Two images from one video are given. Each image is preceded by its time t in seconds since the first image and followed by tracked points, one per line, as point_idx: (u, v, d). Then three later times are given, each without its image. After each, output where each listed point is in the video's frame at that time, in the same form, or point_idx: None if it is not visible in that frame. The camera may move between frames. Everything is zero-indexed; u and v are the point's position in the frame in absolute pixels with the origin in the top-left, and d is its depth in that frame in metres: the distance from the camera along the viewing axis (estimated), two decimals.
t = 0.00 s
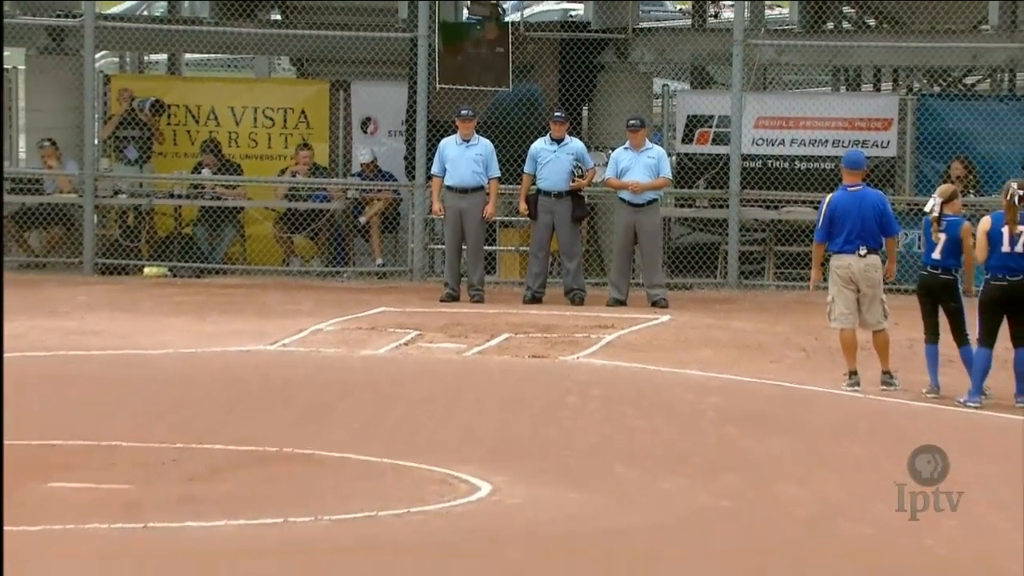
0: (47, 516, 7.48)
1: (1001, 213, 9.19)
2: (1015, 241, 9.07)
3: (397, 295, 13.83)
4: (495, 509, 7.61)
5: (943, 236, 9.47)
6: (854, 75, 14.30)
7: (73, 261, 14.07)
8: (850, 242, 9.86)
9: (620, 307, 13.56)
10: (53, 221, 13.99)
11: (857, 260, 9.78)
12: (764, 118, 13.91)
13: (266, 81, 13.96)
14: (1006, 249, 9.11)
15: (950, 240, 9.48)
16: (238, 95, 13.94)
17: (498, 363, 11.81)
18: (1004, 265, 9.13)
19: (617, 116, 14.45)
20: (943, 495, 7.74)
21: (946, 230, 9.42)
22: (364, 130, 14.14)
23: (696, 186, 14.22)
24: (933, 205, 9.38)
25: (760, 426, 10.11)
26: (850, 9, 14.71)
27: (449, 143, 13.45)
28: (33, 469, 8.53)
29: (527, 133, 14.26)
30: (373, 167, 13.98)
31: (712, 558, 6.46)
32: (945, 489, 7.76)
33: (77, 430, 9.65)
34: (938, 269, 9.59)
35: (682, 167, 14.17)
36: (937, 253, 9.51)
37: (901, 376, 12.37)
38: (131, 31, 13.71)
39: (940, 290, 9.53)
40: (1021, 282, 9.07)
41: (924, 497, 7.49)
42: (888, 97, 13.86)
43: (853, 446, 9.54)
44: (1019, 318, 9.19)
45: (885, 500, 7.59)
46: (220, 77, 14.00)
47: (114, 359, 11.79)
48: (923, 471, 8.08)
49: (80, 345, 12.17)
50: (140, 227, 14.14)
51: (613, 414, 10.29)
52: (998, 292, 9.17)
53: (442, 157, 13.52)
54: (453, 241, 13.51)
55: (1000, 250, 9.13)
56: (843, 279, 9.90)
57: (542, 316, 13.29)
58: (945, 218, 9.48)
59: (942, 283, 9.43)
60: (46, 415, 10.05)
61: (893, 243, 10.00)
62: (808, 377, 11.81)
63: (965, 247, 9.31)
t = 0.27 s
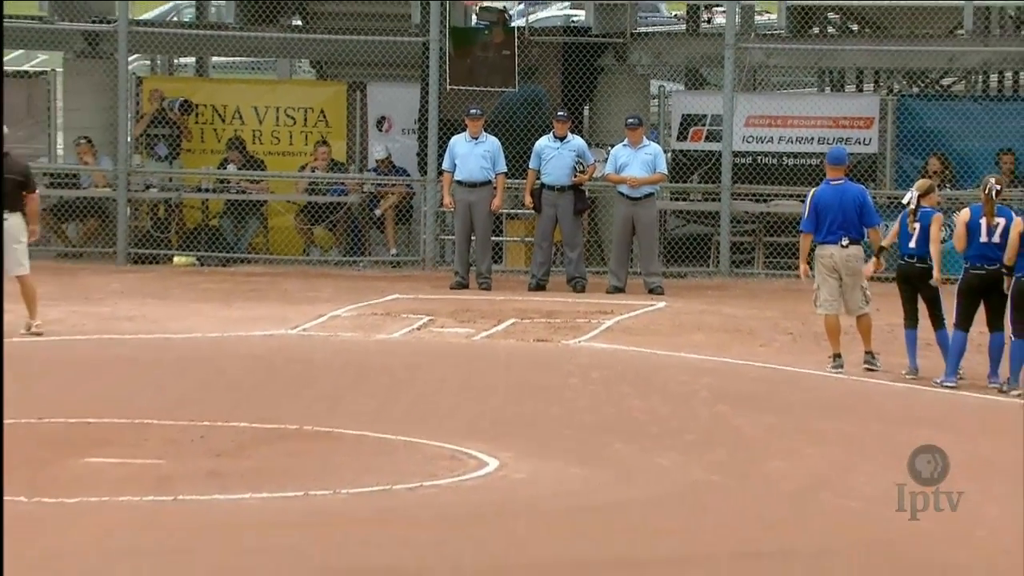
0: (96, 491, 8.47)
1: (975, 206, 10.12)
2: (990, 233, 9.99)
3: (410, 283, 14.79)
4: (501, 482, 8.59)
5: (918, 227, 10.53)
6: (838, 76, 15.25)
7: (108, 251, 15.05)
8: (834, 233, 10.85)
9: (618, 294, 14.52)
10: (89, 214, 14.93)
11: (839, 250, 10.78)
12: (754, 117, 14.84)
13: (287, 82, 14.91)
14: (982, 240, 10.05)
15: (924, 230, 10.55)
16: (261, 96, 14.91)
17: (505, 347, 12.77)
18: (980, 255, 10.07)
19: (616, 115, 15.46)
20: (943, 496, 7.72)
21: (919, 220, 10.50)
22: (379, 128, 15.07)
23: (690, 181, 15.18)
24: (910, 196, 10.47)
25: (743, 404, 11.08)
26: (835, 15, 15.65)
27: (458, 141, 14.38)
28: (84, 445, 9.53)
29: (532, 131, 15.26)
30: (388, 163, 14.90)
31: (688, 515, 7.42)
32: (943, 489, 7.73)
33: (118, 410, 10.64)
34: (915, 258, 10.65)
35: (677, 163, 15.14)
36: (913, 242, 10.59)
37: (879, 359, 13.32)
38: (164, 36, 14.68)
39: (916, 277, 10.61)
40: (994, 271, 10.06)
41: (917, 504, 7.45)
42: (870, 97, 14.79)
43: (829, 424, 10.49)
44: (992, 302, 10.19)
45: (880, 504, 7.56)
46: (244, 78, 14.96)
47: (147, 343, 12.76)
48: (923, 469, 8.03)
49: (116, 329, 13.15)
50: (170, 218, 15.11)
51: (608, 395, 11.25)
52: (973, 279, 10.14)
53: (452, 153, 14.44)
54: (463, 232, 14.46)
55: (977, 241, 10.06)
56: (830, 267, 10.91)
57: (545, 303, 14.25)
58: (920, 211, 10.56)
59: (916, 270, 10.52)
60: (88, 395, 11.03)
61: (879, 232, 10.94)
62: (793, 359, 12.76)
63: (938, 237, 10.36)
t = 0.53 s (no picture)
0: (142, 467, 9.41)
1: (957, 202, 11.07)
2: (971, 228, 10.95)
3: (421, 274, 15.72)
4: (508, 461, 9.51)
5: (903, 220, 11.45)
6: (826, 80, 16.18)
7: (139, 244, 16.00)
8: (822, 229, 11.79)
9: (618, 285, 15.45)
10: (120, 209, 15.88)
11: (826, 245, 11.78)
12: (746, 118, 15.76)
13: (306, 86, 15.85)
14: (963, 235, 11.02)
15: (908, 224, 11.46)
16: (283, 98, 15.83)
17: (511, 335, 13.70)
18: (961, 248, 11.05)
19: (617, 116, 16.41)
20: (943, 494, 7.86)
21: (904, 215, 11.42)
22: (393, 129, 16.00)
23: (686, 179, 16.09)
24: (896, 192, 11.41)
25: (732, 388, 12.00)
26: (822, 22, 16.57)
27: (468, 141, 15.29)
28: (125, 425, 10.47)
29: (537, 132, 16.17)
30: (401, 162, 15.84)
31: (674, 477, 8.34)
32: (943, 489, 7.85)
33: (154, 392, 11.58)
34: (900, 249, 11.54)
35: (674, 162, 16.05)
36: (897, 235, 11.49)
37: (863, 346, 14.25)
38: (192, 42, 15.72)
39: (902, 267, 11.47)
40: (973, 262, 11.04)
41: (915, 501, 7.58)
42: (855, 99, 15.72)
43: (810, 405, 11.42)
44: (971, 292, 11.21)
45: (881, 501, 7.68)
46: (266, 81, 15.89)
47: (175, 331, 13.70)
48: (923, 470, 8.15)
49: (147, 318, 14.10)
50: (197, 214, 16.04)
51: (606, 379, 12.18)
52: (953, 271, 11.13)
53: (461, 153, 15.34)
54: (472, 226, 15.38)
55: (959, 235, 11.02)
56: (819, 262, 11.87)
57: (549, 294, 15.18)
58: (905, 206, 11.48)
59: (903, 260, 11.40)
60: (125, 380, 11.98)
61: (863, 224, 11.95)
62: (782, 346, 13.70)
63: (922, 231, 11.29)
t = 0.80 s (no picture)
0: (182, 440, 10.39)
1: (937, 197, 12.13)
2: (949, 221, 12.01)
3: (434, 265, 16.70)
4: (515, 438, 10.46)
5: (894, 215, 12.44)
6: (814, 82, 17.17)
7: (167, 237, 17.01)
8: (810, 223, 12.80)
9: (619, 275, 16.42)
10: (151, 204, 16.95)
11: (814, 237, 12.78)
12: (740, 118, 16.74)
13: (325, 88, 16.82)
14: (942, 227, 12.07)
15: (899, 218, 12.45)
16: (302, 100, 16.81)
17: (518, 323, 14.66)
18: (941, 239, 12.12)
19: (618, 117, 17.37)
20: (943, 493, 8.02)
21: (895, 210, 12.39)
22: (406, 128, 16.97)
23: (683, 175, 17.06)
24: (888, 188, 12.35)
25: (724, 373, 12.97)
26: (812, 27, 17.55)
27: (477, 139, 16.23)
28: (162, 405, 11.45)
29: (542, 131, 17.19)
30: (413, 160, 16.85)
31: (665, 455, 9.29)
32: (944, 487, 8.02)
33: (187, 376, 12.56)
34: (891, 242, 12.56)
35: (672, 160, 17.05)
36: (889, 229, 12.50)
37: (849, 333, 15.20)
38: (217, 47, 16.63)
39: (893, 258, 12.49)
40: (952, 253, 12.10)
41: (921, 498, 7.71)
42: (842, 100, 16.69)
43: (795, 388, 12.38)
44: (951, 283, 12.27)
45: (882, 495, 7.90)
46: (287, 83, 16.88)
47: (203, 319, 14.67)
48: (923, 469, 8.33)
49: (176, 307, 15.08)
50: (221, 209, 17.09)
51: (607, 364, 13.14)
52: (934, 261, 12.21)
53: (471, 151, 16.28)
54: (481, 220, 16.35)
55: (938, 227, 12.08)
56: (807, 253, 12.86)
57: (554, 283, 16.15)
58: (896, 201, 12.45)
59: (893, 252, 12.42)
60: (158, 364, 12.96)
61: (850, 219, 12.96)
62: (773, 333, 14.68)
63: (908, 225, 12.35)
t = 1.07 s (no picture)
0: (216, 417, 11.32)
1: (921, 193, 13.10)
2: (930, 215, 12.96)
3: (443, 257, 17.64)
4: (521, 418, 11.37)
5: (888, 210, 13.39)
6: (805, 83, 18.11)
7: (192, 230, 17.98)
8: (801, 217, 13.73)
9: (619, 267, 17.36)
10: (176, 199, 17.88)
11: (805, 230, 13.71)
12: (734, 117, 17.71)
13: (341, 89, 17.73)
14: (924, 221, 13.02)
15: (891, 213, 13.39)
16: (319, 100, 17.74)
17: (523, 313, 15.59)
18: (925, 232, 13.06)
19: (618, 117, 18.26)
20: (941, 494, 8.32)
21: (888, 206, 13.33)
22: (418, 127, 17.92)
23: (680, 172, 18.00)
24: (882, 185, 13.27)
25: (718, 359, 13.89)
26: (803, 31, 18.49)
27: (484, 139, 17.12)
28: (194, 389, 12.36)
29: (546, 130, 18.08)
30: (423, 158, 17.76)
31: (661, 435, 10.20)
32: (945, 489, 8.31)
33: (216, 362, 13.48)
34: (884, 236, 13.48)
35: (669, 157, 17.98)
36: (883, 224, 13.43)
37: (837, 321, 16.12)
38: (238, 50, 17.56)
39: (886, 252, 13.45)
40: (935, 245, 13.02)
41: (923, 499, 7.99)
42: (831, 101, 17.61)
43: (781, 373, 13.32)
44: (934, 274, 13.18)
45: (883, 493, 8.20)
46: (305, 85, 17.81)
47: (228, 309, 15.60)
48: (923, 471, 8.62)
49: (201, 297, 16.02)
50: (243, 204, 18.04)
51: (608, 352, 14.06)
52: (918, 253, 13.14)
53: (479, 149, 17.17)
54: (488, 214, 17.30)
55: (921, 221, 13.03)
56: (798, 245, 13.76)
57: (557, 275, 17.08)
58: (889, 198, 13.38)
59: (887, 245, 13.35)
60: (188, 351, 13.87)
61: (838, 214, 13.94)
62: (765, 321, 15.62)
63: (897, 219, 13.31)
